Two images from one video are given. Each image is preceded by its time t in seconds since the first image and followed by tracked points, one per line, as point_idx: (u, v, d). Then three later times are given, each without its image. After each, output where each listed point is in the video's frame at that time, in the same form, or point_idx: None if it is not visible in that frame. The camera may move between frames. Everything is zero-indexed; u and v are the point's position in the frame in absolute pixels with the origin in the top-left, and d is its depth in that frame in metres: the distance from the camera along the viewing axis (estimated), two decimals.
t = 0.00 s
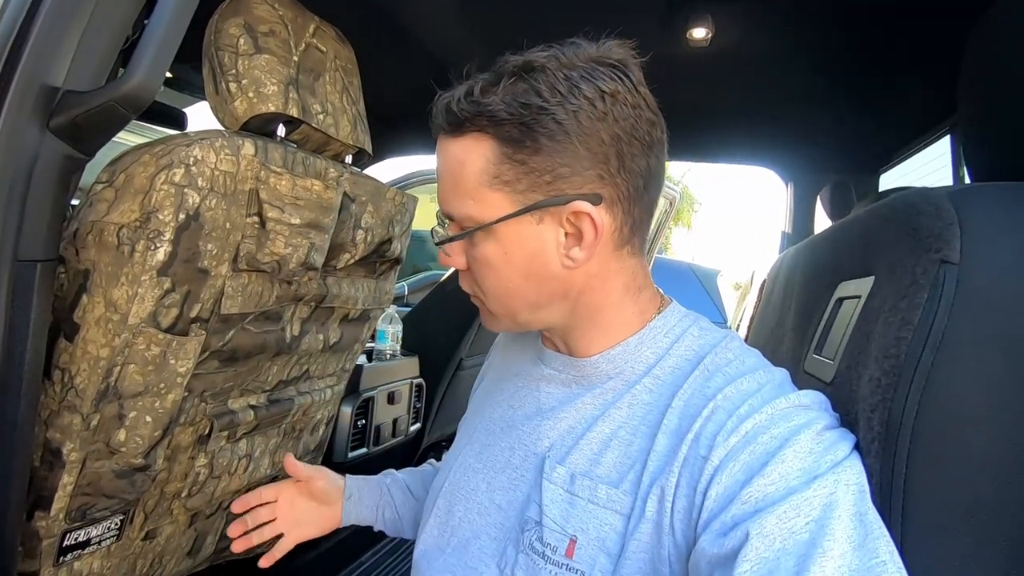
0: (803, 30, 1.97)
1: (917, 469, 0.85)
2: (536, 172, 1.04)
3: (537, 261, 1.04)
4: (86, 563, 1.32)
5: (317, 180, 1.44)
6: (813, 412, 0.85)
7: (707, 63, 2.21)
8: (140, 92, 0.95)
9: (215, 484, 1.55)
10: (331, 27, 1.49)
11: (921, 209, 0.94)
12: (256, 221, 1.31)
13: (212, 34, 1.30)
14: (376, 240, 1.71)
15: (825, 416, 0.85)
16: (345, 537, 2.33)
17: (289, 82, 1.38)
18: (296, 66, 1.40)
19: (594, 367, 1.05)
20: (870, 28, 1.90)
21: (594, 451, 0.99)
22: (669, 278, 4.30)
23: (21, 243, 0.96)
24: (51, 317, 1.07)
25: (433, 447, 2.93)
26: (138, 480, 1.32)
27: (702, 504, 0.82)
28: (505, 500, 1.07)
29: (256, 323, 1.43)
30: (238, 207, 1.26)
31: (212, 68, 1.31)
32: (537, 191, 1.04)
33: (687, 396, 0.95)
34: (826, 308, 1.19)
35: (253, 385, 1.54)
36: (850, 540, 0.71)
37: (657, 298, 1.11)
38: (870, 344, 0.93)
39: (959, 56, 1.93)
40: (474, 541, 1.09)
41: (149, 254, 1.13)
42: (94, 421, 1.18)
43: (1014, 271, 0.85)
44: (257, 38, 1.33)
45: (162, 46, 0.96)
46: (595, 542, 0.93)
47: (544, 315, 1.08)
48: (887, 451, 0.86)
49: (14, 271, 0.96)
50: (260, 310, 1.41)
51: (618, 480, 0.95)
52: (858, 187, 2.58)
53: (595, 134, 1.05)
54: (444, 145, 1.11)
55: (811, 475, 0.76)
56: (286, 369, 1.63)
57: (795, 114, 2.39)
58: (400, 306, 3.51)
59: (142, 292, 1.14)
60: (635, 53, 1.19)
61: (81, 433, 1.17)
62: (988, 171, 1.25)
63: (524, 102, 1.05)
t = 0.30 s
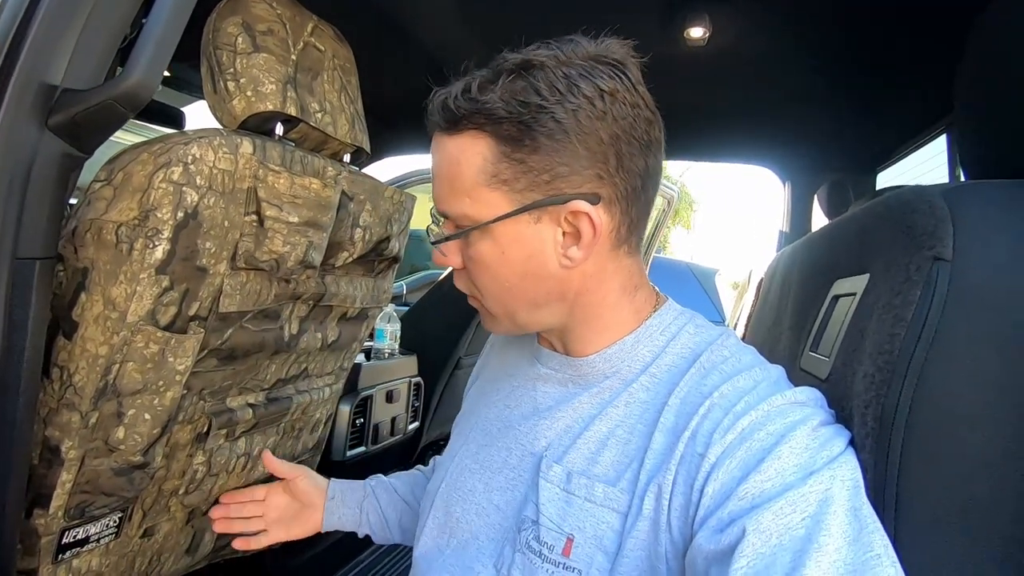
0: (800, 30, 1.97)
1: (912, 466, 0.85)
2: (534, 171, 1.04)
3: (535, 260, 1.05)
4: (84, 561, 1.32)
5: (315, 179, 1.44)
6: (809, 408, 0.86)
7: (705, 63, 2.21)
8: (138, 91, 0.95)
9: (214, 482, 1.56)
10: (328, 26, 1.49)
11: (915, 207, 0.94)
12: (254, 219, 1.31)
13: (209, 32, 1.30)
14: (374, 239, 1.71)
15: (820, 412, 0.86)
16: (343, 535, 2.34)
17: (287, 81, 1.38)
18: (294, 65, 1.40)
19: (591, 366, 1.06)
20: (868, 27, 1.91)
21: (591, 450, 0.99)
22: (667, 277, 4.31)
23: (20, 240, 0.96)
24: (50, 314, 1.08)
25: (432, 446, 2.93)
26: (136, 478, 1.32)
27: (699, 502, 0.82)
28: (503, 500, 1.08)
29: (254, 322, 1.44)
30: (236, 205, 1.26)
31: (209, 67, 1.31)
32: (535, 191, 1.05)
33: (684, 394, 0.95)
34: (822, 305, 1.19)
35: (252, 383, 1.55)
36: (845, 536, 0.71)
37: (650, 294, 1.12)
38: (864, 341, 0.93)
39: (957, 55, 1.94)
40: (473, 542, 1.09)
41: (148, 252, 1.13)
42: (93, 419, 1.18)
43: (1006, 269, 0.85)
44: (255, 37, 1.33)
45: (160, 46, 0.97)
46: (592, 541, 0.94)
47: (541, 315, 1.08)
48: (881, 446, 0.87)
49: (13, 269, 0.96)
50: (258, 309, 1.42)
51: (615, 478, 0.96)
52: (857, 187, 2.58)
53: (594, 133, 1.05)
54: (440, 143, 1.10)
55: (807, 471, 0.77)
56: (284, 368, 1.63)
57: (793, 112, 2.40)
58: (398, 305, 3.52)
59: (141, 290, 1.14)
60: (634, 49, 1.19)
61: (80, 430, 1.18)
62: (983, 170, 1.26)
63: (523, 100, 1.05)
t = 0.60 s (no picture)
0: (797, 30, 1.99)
1: (896, 445, 0.87)
2: (610, 125, 1.08)
3: (603, 215, 1.06)
4: (89, 547, 1.35)
5: (317, 172, 1.46)
6: (796, 392, 0.88)
7: (704, 62, 2.24)
8: (145, 82, 0.97)
9: (216, 471, 1.58)
10: (331, 23, 1.52)
11: (901, 194, 0.96)
12: (258, 211, 1.34)
13: (214, 29, 1.33)
14: (375, 232, 1.74)
15: (807, 396, 0.88)
16: (343, 529, 2.36)
17: (290, 76, 1.40)
18: (297, 61, 1.43)
19: (583, 354, 1.09)
20: (866, 26, 1.93)
21: (585, 437, 1.01)
22: (668, 278, 4.34)
23: (30, 229, 0.99)
24: (57, 302, 1.10)
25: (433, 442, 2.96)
26: (141, 465, 1.35)
27: (690, 485, 0.84)
28: (499, 489, 1.10)
29: (256, 313, 1.46)
30: (240, 196, 1.29)
31: (214, 62, 1.34)
32: (610, 143, 1.07)
33: (674, 380, 0.98)
34: (814, 297, 1.21)
35: (254, 374, 1.57)
36: (831, 513, 0.72)
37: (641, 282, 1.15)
38: (852, 325, 0.94)
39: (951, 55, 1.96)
40: (470, 531, 1.11)
41: (153, 241, 1.16)
42: (98, 405, 1.21)
43: (991, 255, 0.87)
44: (258, 32, 1.36)
45: (165, 42, 0.99)
46: (586, 526, 0.95)
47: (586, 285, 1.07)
48: (866, 426, 0.89)
49: (22, 257, 0.98)
50: (260, 300, 1.44)
51: (609, 464, 0.98)
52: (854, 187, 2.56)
53: (637, 103, 1.14)
54: (511, 87, 1.03)
55: (794, 452, 0.79)
56: (286, 359, 1.66)
57: (791, 111, 2.42)
58: (399, 304, 3.55)
59: (146, 279, 1.17)
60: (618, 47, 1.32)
61: (86, 416, 1.20)
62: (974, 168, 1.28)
63: (598, 60, 1.09)
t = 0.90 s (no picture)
0: (788, 36, 2.03)
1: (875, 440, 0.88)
2: (635, 118, 1.20)
3: (624, 198, 1.16)
4: (91, 540, 1.36)
5: (317, 172, 1.49)
6: (780, 384, 0.91)
7: (699, 66, 2.27)
8: (151, 83, 1.00)
9: (216, 468, 1.61)
10: (331, 28, 1.55)
11: (881, 195, 1.00)
12: (258, 210, 1.37)
13: (217, 33, 1.35)
14: (373, 233, 1.77)
15: (790, 388, 0.91)
16: (341, 528, 2.39)
17: (291, 79, 1.43)
18: (297, 64, 1.46)
19: (577, 348, 1.13)
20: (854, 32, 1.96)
21: (577, 430, 1.04)
22: (666, 282, 4.36)
23: (38, 226, 1.01)
24: (62, 298, 1.13)
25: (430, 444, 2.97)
26: (142, 459, 1.37)
27: (677, 474, 0.87)
28: (493, 483, 1.12)
29: (256, 311, 1.49)
30: (241, 196, 1.32)
31: (217, 65, 1.37)
32: (634, 134, 1.19)
33: (663, 373, 1.01)
34: (801, 296, 1.24)
35: (254, 371, 1.60)
36: (810, 498, 0.75)
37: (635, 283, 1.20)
38: (834, 321, 0.98)
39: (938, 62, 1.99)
40: (466, 524, 1.13)
41: (156, 238, 1.19)
42: (102, 400, 1.23)
43: (968, 251, 0.89)
44: (260, 37, 1.39)
45: (170, 43, 1.02)
46: (577, 515, 0.97)
47: (609, 263, 1.14)
48: (845, 420, 0.90)
49: (29, 253, 1.01)
50: (261, 298, 1.47)
51: (599, 456, 1.00)
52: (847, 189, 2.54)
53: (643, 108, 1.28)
54: (566, 65, 1.13)
55: (776, 441, 0.81)
56: (286, 358, 1.69)
57: (783, 116, 2.45)
58: (398, 306, 3.58)
59: (149, 275, 1.20)
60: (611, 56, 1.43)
61: (89, 410, 1.23)
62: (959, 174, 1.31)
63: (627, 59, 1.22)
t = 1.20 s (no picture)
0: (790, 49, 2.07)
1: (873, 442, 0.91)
2: (653, 132, 1.25)
3: (637, 205, 1.20)
4: (108, 543, 1.40)
5: (330, 184, 1.53)
6: (783, 385, 0.94)
7: (704, 79, 2.30)
8: (173, 99, 1.05)
9: (229, 474, 1.64)
10: (345, 45, 1.60)
11: (878, 199, 1.04)
12: (274, 220, 1.41)
13: (235, 50, 1.40)
14: (384, 243, 1.80)
15: (793, 389, 0.94)
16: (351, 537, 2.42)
17: (305, 94, 1.48)
18: (312, 80, 1.50)
19: (587, 351, 1.16)
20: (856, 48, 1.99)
21: (584, 429, 1.07)
22: (675, 293, 4.39)
23: (66, 235, 1.06)
24: (86, 305, 1.17)
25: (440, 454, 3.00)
26: (159, 463, 1.41)
27: (682, 472, 0.89)
28: (502, 483, 1.15)
29: (270, 318, 1.53)
30: (257, 207, 1.36)
31: (235, 81, 1.42)
32: (651, 147, 1.24)
33: (669, 375, 1.04)
34: (805, 302, 1.27)
35: (267, 379, 1.64)
36: (813, 493, 0.77)
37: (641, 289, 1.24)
38: (834, 324, 1.01)
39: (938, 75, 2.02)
40: (475, 524, 1.16)
41: (176, 247, 1.23)
42: (121, 404, 1.27)
43: (964, 255, 0.92)
44: (276, 54, 1.44)
45: (193, 61, 1.07)
46: (585, 513, 1.00)
47: (619, 263, 1.17)
48: (845, 416, 0.93)
49: (58, 260, 1.06)
50: (275, 305, 1.51)
51: (606, 454, 1.03)
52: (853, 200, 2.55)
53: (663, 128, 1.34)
54: (593, 73, 1.19)
55: (779, 439, 0.83)
56: (298, 365, 1.72)
57: (787, 128, 2.49)
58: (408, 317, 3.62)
59: (169, 283, 1.24)
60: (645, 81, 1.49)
61: (109, 414, 1.26)
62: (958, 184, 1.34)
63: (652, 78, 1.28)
